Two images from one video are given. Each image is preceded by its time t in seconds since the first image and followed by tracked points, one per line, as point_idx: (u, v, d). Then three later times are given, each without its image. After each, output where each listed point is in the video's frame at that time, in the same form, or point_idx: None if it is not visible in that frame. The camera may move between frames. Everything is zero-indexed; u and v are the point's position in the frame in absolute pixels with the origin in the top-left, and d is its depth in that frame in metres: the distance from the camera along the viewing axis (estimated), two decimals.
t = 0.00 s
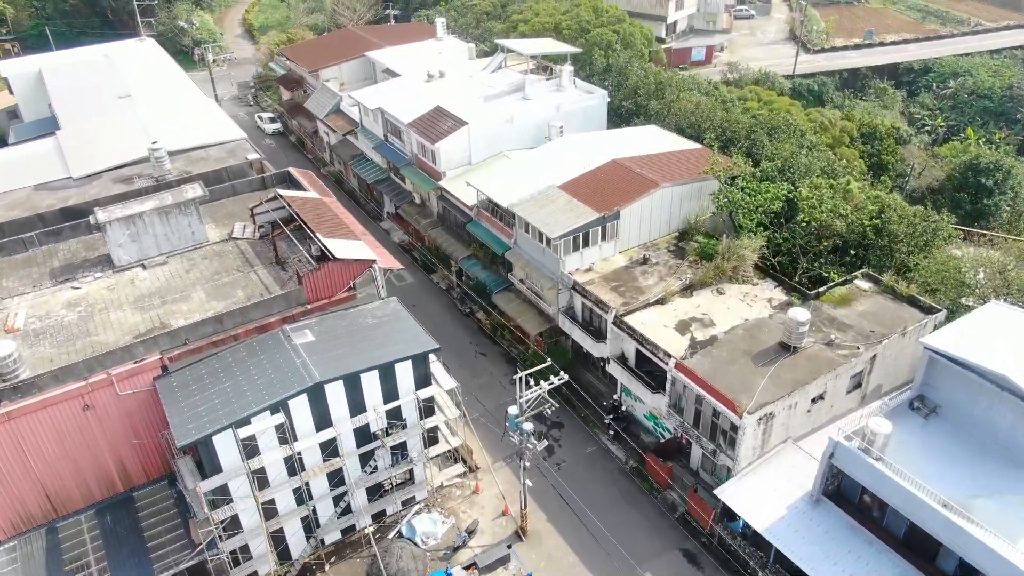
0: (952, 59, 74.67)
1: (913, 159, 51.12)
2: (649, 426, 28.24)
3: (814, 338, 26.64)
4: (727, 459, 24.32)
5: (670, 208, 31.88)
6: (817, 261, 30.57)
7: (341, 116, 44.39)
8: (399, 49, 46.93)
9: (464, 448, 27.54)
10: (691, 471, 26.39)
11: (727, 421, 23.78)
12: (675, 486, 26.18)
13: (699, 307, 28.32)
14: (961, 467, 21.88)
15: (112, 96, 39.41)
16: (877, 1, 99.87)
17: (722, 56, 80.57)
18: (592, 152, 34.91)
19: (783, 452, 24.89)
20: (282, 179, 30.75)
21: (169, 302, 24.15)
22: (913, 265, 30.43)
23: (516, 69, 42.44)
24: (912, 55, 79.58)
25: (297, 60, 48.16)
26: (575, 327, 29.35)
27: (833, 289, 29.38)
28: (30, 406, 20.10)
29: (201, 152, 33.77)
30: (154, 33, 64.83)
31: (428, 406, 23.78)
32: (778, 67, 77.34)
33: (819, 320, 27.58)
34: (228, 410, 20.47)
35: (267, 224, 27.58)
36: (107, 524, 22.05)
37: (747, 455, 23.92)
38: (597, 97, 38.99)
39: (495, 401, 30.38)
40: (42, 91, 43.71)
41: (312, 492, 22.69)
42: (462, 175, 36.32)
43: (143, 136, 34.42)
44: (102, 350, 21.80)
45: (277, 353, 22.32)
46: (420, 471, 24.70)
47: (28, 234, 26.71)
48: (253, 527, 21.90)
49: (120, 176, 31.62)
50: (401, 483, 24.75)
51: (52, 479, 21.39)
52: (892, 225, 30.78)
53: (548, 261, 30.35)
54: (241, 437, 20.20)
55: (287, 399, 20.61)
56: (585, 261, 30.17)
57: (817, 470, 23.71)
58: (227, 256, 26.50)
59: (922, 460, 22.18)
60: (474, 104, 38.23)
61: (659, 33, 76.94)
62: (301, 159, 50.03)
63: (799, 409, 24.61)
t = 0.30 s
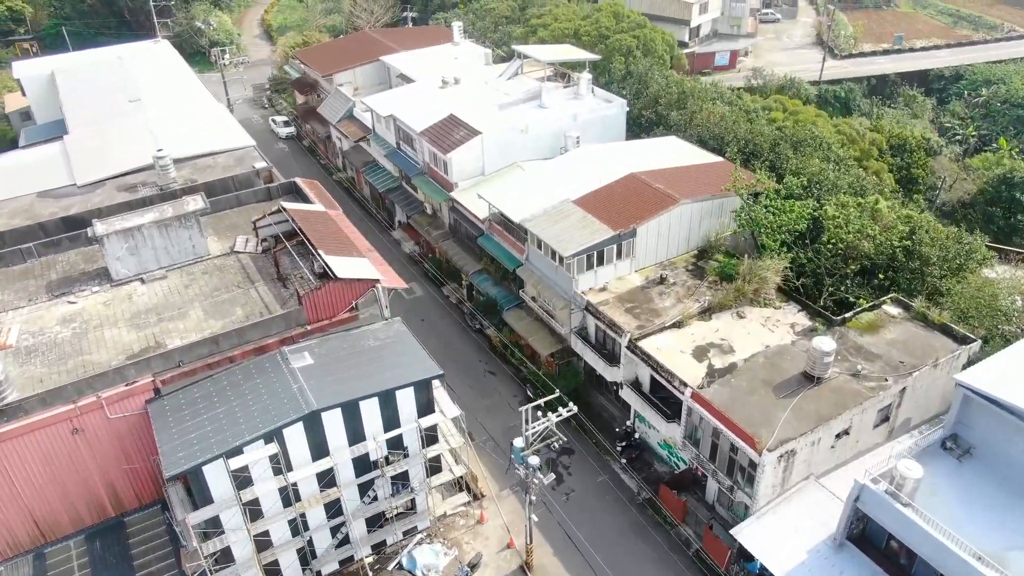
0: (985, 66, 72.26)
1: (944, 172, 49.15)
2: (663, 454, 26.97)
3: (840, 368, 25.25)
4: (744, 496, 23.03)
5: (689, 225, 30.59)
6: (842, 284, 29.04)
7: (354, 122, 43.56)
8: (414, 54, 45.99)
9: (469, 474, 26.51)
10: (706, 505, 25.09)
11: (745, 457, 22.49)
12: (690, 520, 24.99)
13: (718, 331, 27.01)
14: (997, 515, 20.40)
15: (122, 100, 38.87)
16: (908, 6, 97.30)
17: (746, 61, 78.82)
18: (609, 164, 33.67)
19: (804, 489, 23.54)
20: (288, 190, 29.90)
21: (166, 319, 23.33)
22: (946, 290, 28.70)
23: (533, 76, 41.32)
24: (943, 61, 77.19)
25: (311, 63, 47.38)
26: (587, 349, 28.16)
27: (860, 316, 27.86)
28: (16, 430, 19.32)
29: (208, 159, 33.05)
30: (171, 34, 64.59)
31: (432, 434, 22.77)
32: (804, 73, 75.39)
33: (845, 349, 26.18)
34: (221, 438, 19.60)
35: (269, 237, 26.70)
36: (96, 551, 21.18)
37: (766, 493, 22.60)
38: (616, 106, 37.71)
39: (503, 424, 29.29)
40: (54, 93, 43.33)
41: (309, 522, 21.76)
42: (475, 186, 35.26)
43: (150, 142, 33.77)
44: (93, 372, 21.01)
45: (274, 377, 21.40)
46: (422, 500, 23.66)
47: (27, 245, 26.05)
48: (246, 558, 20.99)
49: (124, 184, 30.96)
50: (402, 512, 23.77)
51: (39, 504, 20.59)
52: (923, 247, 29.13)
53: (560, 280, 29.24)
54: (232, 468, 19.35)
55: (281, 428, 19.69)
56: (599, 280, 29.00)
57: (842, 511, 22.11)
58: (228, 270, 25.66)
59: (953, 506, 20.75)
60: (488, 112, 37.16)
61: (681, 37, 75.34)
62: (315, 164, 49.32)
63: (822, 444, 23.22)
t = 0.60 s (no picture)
0: (1020, 74, 69.73)
1: (978, 186, 47.15)
2: (678, 487, 25.69)
3: (867, 403, 23.82)
4: (763, 539, 21.75)
5: (710, 245, 29.28)
6: (870, 310, 27.52)
7: (367, 129, 42.68)
8: (431, 59, 45.02)
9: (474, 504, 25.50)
10: (722, 543, 23.98)
11: (765, 499, 21.22)
12: (705, 559, 23.88)
13: (738, 359, 25.69)
14: None
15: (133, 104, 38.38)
16: (940, 10, 94.59)
17: (771, 66, 76.92)
18: (627, 179, 32.40)
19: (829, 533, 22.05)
20: (294, 202, 29.05)
21: (162, 338, 22.52)
22: (982, 319, 27.03)
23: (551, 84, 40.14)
24: (977, 69, 74.69)
25: (326, 68, 46.60)
26: (601, 374, 27.00)
27: (890, 347, 26.34)
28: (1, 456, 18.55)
29: (216, 167, 32.37)
30: (189, 35, 64.26)
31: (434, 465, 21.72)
32: (831, 79, 73.33)
33: (873, 382, 24.75)
34: (211, 469, 18.72)
35: (273, 250, 25.93)
36: None
37: (787, 537, 21.22)
38: (636, 116, 36.39)
39: (511, 449, 28.25)
40: (67, 95, 42.93)
41: (305, 556, 20.83)
42: (488, 198, 34.21)
43: (157, 149, 33.13)
44: (83, 395, 20.23)
45: (269, 404, 20.46)
46: (423, 533, 22.54)
47: (25, 257, 25.43)
48: None
49: (129, 192, 30.30)
50: (404, 544, 22.67)
51: (25, 532, 19.77)
52: (957, 273, 27.51)
53: (573, 300, 28.09)
54: (222, 501, 18.49)
55: (274, 460, 18.78)
56: (614, 301, 27.82)
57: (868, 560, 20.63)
58: (228, 286, 24.81)
59: (990, 560, 19.32)
60: (504, 122, 36.05)
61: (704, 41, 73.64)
62: (328, 170, 48.58)
63: (848, 486, 21.84)
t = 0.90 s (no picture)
0: None
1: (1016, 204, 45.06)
2: (695, 525, 24.37)
3: (898, 443, 22.34)
4: None
5: (732, 267, 27.91)
6: (902, 341, 25.94)
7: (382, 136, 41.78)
8: (448, 65, 44.00)
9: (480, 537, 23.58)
10: None
11: (787, 547, 19.89)
12: None
13: (760, 392, 24.31)
14: None
15: (144, 108, 37.82)
16: (975, 15, 91.61)
17: (799, 72, 74.91)
18: (647, 194, 31.09)
19: None
20: (302, 215, 28.19)
21: (157, 358, 21.69)
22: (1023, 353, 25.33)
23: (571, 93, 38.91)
24: (1014, 78, 72.03)
25: (341, 72, 45.79)
26: (615, 402, 25.78)
27: (923, 381, 24.76)
28: None
29: (223, 176, 31.62)
30: (208, 36, 63.95)
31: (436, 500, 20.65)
32: (862, 87, 71.16)
33: (904, 420, 23.25)
34: (200, 504, 17.82)
35: (276, 267, 24.99)
36: None
37: None
38: (658, 127, 35.04)
39: (519, 477, 27.14)
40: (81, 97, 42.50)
41: None
42: (503, 212, 33.09)
43: (166, 156, 32.46)
44: (72, 419, 19.42)
45: (263, 433, 19.50)
46: (424, 569, 21.44)
47: (25, 269, 24.79)
48: None
49: (134, 201, 29.61)
50: None
51: (9, 563, 18.92)
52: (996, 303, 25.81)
53: (587, 323, 26.91)
54: (210, 539, 17.59)
55: (266, 496, 17.83)
56: (630, 325, 26.57)
57: None
58: (229, 304, 23.94)
59: None
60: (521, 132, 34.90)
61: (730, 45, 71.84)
62: (342, 176, 47.80)
63: (876, 536, 20.43)
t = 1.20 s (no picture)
0: None
1: None
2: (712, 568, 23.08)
3: (934, 490, 20.82)
4: None
5: (758, 293, 26.54)
6: (938, 377, 24.28)
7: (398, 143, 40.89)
8: (469, 71, 42.98)
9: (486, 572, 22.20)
10: None
11: None
12: None
13: (785, 428, 22.92)
14: None
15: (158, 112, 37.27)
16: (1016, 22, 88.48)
17: (831, 80, 72.83)
18: (670, 212, 29.76)
19: None
20: (311, 228, 27.34)
21: (153, 380, 20.91)
22: None
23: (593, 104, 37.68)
24: None
25: (360, 77, 45.05)
26: (631, 434, 24.54)
27: (961, 423, 23.11)
28: None
29: (233, 185, 30.85)
30: (230, 37, 63.67)
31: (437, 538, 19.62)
32: (895, 95, 68.96)
33: (940, 464, 21.74)
34: (188, 542, 16.94)
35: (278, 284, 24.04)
36: None
37: None
38: (683, 141, 33.69)
39: (529, 509, 26.06)
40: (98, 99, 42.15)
41: None
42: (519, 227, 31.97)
43: (175, 164, 31.80)
44: (61, 445, 18.67)
45: (257, 465, 18.56)
46: None
47: (25, 282, 24.22)
48: None
49: (142, 210, 28.97)
50: None
51: None
52: None
53: (604, 350, 25.71)
54: None
55: (256, 535, 16.89)
56: (649, 352, 25.31)
57: None
58: (230, 323, 23.10)
59: None
60: (540, 144, 33.76)
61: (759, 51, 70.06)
62: (359, 183, 46.96)
63: None
